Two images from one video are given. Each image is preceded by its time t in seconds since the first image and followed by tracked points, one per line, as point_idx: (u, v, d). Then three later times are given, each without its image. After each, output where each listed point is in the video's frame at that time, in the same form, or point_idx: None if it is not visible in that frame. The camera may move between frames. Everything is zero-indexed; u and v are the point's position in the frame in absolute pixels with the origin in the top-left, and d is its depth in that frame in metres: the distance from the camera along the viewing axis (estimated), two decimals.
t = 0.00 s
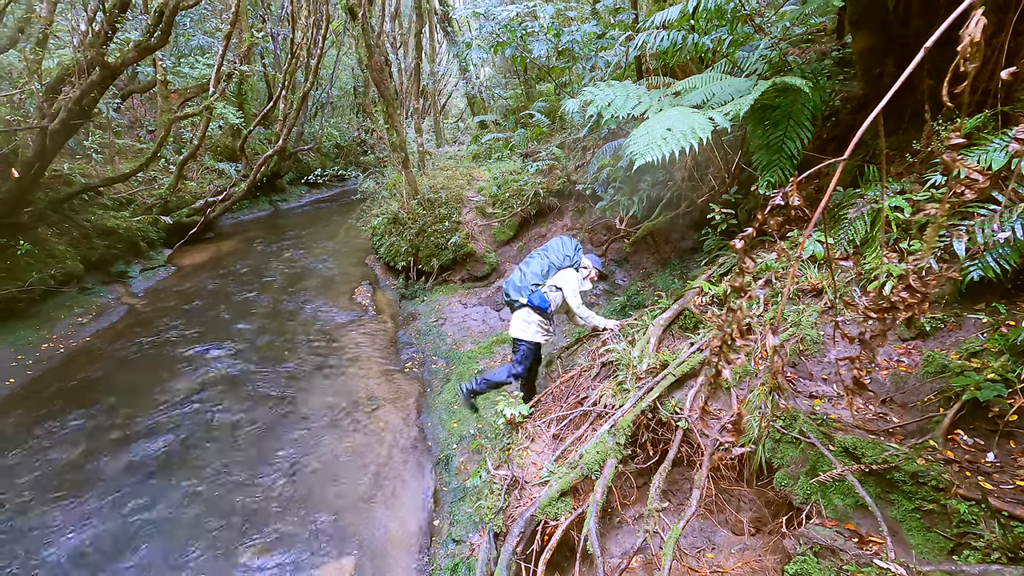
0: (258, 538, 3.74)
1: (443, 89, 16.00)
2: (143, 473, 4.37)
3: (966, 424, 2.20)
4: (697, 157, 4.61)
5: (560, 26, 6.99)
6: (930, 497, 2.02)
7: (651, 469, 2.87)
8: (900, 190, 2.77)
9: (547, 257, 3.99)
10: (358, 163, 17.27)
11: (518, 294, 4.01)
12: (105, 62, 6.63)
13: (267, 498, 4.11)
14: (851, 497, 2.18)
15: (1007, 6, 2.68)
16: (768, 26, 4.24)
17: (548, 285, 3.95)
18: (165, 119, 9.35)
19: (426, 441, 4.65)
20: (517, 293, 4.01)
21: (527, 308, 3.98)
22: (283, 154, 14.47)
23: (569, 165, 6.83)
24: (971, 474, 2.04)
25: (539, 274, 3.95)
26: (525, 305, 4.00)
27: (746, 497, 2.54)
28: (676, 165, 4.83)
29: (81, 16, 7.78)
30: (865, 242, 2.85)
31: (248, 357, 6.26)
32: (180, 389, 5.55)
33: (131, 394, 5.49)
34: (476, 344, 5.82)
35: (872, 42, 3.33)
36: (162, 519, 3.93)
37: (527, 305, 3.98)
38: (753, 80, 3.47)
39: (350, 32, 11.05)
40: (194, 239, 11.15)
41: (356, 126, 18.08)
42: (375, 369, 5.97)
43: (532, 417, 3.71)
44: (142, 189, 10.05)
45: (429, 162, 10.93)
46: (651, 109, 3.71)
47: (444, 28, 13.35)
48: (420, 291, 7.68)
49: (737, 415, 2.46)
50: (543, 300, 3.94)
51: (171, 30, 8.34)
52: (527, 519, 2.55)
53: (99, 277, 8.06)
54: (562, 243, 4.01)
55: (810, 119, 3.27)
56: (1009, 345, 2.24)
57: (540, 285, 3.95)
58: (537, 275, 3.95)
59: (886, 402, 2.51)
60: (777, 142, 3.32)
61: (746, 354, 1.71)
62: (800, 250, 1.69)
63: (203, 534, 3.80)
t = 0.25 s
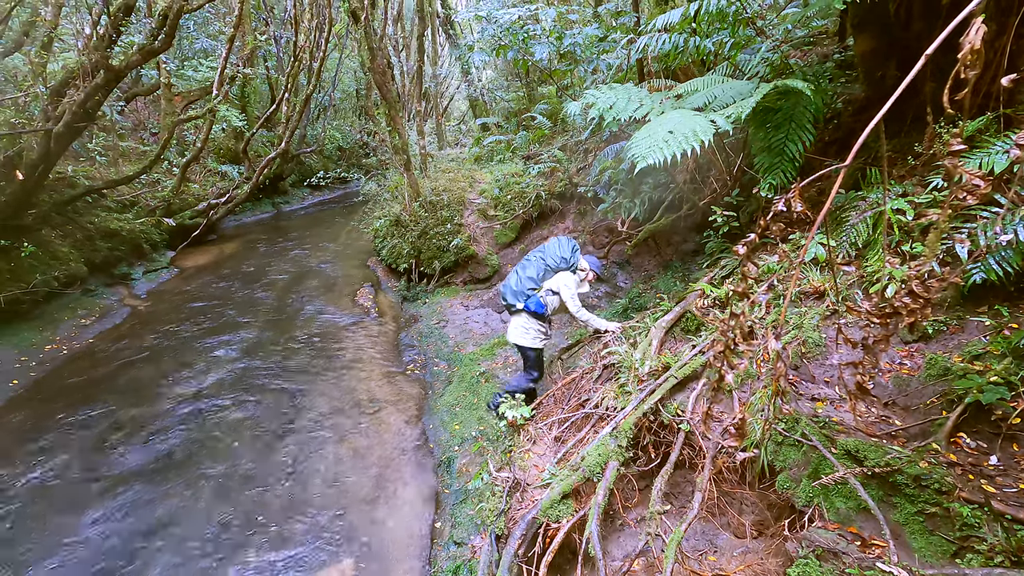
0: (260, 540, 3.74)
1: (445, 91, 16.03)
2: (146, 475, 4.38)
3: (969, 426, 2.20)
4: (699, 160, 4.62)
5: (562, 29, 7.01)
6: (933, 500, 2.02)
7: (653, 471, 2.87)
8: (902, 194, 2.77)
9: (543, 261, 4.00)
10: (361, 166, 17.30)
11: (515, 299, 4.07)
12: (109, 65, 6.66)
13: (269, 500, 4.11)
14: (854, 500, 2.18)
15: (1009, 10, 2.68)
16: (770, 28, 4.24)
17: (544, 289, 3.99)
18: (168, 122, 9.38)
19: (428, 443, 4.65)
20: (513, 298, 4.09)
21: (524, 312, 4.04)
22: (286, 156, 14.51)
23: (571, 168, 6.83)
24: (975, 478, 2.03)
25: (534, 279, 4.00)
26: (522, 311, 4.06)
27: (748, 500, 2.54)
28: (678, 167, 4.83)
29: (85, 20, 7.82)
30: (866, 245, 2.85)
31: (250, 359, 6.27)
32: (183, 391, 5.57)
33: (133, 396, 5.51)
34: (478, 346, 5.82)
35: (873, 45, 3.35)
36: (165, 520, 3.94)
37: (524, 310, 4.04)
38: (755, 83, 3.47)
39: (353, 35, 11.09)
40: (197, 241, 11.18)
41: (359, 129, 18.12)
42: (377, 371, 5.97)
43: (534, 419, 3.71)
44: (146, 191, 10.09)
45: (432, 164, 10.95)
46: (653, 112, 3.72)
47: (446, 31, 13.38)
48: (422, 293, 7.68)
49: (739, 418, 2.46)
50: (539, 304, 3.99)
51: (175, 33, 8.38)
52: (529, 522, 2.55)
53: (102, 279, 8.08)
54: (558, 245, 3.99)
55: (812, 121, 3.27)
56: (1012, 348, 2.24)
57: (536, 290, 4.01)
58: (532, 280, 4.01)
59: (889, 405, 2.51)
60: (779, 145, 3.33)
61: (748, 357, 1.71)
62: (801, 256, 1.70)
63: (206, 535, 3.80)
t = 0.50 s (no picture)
0: (260, 542, 3.74)
1: (447, 93, 16.07)
2: (147, 476, 4.38)
3: (969, 429, 2.20)
4: (700, 162, 4.62)
5: (563, 31, 7.02)
6: (934, 503, 2.02)
7: (653, 473, 2.87)
8: (903, 196, 2.77)
9: (540, 267, 3.93)
10: (362, 167, 17.34)
11: (518, 309, 3.99)
12: (112, 67, 6.68)
13: (270, 501, 4.11)
14: (854, 503, 2.17)
15: (1009, 13, 2.69)
16: (770, 31, 4.25)
17: (546, 295, 3.95)
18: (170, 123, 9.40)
19: (428, 444, 4.65)
20: (516, 309, 4.00)
21: (530, 321, 4.00)
22: (288, 158, 14.54)
23: (572, 170, 6.85)
24: (976, 480, 2.02)
25: (536, 287, 3.93)
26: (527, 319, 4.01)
27: (749, 502, 2.53)
28: (679, 170, 4.84)
29: (89, 22, 7.85)
30: (867, 247, 2.85)
31: (251, 360, 6.28)
32: (184, 392, 5.57)
33: (135, 397, 5.51)
34: (479, 348, 5.83)
35: (874, 47, 3.37)
36: (166, 521, 3.94)
37: (529, 318, 4.00)
38: (756, 86, 3.48)
39: (354, 37, 11.12)
40: (198, 242, 11.20)
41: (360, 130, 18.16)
42: (378, 372, 5.98)
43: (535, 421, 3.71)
44: (148, 192, 10.12)
45: (433, 166, 10.97)
46: (654, 115, 3.73)
47: (448, 33, 13.42)
48: (423, 294, 7.69)
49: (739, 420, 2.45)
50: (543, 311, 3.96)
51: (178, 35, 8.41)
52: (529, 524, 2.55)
53: (104, 280, 8.10)
54: (552, 248, 3.95)
55: (813, 124, 3.27)
56: (1013, 351, 2.24)
57: (538, 297, 3.95)
58: (534, 288, 3.94)
59: (890, 408, 2.51)
60: (780, 148, 3.33)
61: (748, 359, 1.71)
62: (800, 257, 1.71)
63: (206, 537, 3.80)
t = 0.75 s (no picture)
0: (261, 541, 3.75)
1: (446, 93, 16.07)
2: (147, 476, 4.39)
3: (969, 429, 2.20)
4: (699, 162, 4.63)
5: (563, 31, 7.03)
6: (934, 502, 2.02)
7: (653, 473, 2.87)
8: (902, 196, 2.77)
9: (546, 271, 3.87)
10: (362, 167, 17.36)
11: (528, 317, 3.93)
12: (112, 67, 6.68)
13: (270, 501, 4.11)
14: (854, 502, 2.18)
15: (1008, 13, 2.69)
16: (770, 31, 4.25)
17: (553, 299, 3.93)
18: (170, 123, 9.40)
19: (428, 444, 4.65)
20: (525, 316, 3.93)
21: (539, 325, 3.98)
22: (288, 158, 14.55)
23: (572, 170, 6.85)
24: (975, 479, 2.03)
25: (544, 292, 3.88)
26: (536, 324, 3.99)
27: (749, 502, 2.54)
28: (678, 169, 4.85)
29: (88, 22, 7.85)
30: (867, 247, 2.85)
31: (251, 360, 6.28)
32: (184, 392, 5.58)
33: (135, 397, 5.52)
34: (479, 348, 5.83)
35: (874, 47, 3.37)
36: (166, 521, 3.94)
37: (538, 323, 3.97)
38: (757, 85, 3.47)
39: (354, 37, 11.12)
40: (199, 242, 11.21)
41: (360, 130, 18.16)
42: (378, 372, 5.99)
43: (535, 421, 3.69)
44: (148, 192, 10.12)
45: (433, 166, 10.97)
46: (654, 115, 3.72)
47: (448, 33, 13.42)
48: (423, 294, 7.70)
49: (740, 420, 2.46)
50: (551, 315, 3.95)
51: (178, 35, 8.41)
52: (529, 523, 2.55)
53: (104, 280, 8.11)
54: (555, 251, 3.89)
55: (813, 124, 3.28)
56: (1012, 350, 2.25)
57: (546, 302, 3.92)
58: (542, 294, 3.88)
59: (890, 407, 2.52)
60: (780, 148, 3.33)
61: (747, 358, 1.72)
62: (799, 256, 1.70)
63: (207, 537, 3.81)
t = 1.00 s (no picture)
0: (262, 541, 3.76)
1: (447, 94, 16.08)
2: (148, 476, 4.39)
3: (970, 429, 2.20)
4: (700, 162, 4.63)
5: (564, 32, 7.03)
6: (935, 503, 2.02)
7: (654, 474, 2.87)
8: (902, 197, 2.77)
9: (557, 278, 3.85)
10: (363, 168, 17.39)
11: (543, 323, 3.90)
12: (113, 68, 6.70)
13: (271, 502, 4.11)
14: (855, 503, 2.18)
15: (1009, 15, 2.69)
16: (771, 32, 4.26)
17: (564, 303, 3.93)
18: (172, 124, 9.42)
19: (429, 445, 4.66)
20: (537, 323, 3.91)
21: (548, 330, 4.00)
22: (289, 159, 14.57)
23: (573, 171, 6.86)
24: (976, 480, 2.02)
25: (555, 298, 3.87)
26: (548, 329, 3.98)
27: (749, 503, 2.53)
28: (679, 170, 4.85)
29: (90, 23, 7.87)
30: (868, 248, 2.85)
31: (252, 361, 6.29)
32: (186, 393, 5.59)
33: (136, 397, 5.52)
34: (480, 348, 5.83)
35: (874, 48, 3.38)
36: (168, 521, 3.95)
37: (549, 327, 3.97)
38: (757, 86, 3.48)
39: (355, 39, 11.14)
40: (200, 243, 11.22)
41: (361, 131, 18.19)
42: (379, 373, 5.99)
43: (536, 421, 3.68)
44: (149, 193, 10.14)
45: (433, 167, 10.98)
46: (654, 116, 3.73)
47: (449, 34, 13.43)
48: (424, 295, 7.71)
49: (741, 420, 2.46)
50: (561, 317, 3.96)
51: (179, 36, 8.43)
52: (530, 524, 2.55)
53: (106, 281, 8.12)
54: (564, 256, 3.86)
55: (813, 125, 3.28)
56: (1013, 351, 2.25)
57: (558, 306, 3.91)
58: (555, 299, 3.87)
59: (890, 408, 2.51)
60: (780, 148, 3.33)
61: (748, 358, 1.72)
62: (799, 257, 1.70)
63: (208, 537, 3.81)
